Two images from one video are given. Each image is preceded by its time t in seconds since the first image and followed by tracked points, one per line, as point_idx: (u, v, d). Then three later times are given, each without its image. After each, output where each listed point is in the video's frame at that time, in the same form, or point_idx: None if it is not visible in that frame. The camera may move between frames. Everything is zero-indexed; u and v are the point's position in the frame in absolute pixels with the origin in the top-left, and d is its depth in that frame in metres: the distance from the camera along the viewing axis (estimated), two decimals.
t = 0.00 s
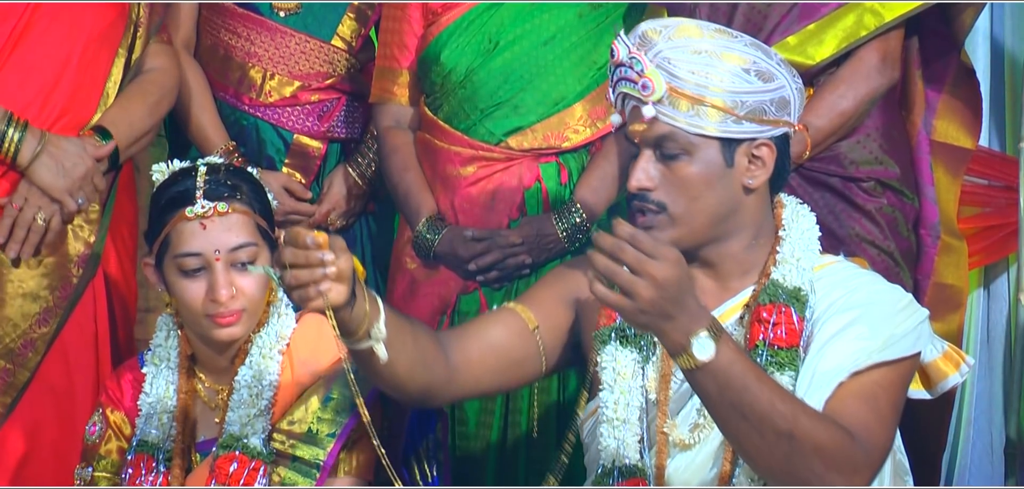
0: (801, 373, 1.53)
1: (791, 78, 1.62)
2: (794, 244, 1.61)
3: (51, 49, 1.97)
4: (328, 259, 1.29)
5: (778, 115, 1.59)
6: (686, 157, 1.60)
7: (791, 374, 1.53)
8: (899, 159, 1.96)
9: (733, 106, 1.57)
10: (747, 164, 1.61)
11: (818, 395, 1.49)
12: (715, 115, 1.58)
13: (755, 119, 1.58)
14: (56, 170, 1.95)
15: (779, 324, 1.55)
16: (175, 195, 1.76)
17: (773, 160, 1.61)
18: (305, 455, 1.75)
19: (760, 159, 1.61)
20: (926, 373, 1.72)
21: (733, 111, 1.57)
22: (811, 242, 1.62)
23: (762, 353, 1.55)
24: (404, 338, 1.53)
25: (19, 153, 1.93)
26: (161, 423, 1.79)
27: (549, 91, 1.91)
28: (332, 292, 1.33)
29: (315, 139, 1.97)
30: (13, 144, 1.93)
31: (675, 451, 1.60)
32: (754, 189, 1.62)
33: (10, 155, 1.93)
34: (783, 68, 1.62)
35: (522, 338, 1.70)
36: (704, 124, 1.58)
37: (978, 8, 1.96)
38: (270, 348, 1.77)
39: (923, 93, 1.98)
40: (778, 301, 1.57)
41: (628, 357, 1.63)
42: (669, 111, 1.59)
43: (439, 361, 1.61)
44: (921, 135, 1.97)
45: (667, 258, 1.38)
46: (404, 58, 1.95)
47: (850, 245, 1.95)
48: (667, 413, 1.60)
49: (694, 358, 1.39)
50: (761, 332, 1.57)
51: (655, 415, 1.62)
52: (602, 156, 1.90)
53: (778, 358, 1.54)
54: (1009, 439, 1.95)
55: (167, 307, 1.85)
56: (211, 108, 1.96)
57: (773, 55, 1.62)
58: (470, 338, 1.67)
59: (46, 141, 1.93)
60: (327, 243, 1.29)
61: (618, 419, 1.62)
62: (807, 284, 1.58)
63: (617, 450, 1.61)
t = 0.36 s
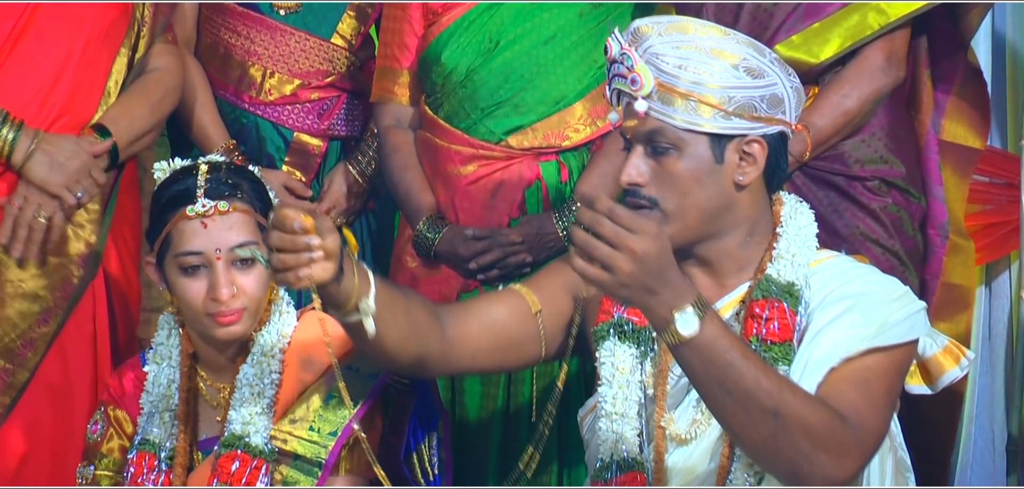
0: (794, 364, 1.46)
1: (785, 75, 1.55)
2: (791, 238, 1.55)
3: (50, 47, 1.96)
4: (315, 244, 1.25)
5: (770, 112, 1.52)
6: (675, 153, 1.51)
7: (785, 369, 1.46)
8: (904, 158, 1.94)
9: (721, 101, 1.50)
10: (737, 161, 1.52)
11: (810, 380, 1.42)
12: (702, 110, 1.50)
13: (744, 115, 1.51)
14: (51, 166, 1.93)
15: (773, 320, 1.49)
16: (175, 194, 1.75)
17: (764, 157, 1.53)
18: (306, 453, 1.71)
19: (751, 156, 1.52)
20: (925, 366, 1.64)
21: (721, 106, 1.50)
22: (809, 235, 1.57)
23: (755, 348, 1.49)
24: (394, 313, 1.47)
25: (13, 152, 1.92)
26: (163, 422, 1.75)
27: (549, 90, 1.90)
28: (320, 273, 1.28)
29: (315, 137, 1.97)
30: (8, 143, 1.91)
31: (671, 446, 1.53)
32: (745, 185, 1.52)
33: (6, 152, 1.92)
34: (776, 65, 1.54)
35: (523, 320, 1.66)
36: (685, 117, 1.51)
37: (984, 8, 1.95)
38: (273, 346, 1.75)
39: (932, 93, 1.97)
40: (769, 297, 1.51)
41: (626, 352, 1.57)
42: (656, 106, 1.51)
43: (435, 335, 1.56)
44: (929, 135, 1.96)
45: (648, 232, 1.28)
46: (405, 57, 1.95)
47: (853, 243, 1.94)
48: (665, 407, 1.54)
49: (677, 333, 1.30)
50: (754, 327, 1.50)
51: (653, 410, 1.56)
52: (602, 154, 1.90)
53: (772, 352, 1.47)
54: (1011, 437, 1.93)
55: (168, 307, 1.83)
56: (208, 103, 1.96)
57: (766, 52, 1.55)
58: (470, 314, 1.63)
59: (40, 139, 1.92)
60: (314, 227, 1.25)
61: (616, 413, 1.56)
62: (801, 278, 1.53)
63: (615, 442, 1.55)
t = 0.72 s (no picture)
0: (789, 350, 1.44)
1: (780, 75, 1.52)
2: (786, 236, 1.52)
3: (51, 49, 1.96)
4: (303, 226, 1.25)
5: (762, 111, 1.49)
6: (666, 153, 1.49)
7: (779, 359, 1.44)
8: (910, 157, 1.93)
9: (710, 101, 1.47)
10: (729, 161, 1.50)
11: (800, 363, 1.42)
12: (692, 110, 1.48)
13: (735, 115, 1.48)
14: (42, 174, 1.93)
15: (763, 318, 1.46)
16: (174, 194, 1.75)
17: (756, 156, 1.50)
18: (307, 452, 1.66)
19: (744, 155, 1.50)
20: (920, 363, 1.63)
21: (712, 106, 1.47)
22: (805, 233, 1.53)
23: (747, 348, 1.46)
24: (389, 280, 1.40)
25: (7, 160, 1.92)
26: (163, 422, 1.74)
27: (549, 89, 1.89)
28: (310, 246, 1.26)
29: (315, 135, 1.97)
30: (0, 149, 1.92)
31: (667, 440, 1.50)
32: (737, 184, 1.50)
33: None
34: (769, 64, 1.51)
35: (523, 296, 1.62)
36: (681, 118, 1.48)
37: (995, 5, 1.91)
38: (273, 345, 1.73)
39: (945, 93, 1.94)
40: (760, 294, 1.48)
41: (623, 345, 1.56)
42: (646, 106, 1.50)
43: (434, 297, 1.50)
44: (940, 135, 1.94)
45: (630, 205, 1.30)
46: (405, 57, 1.94)
47: (858, 242, 1.93)
48: (660, 403, 1.51)
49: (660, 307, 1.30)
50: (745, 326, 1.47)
51: (650, 405, 1.52)
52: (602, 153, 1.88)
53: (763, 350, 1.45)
54: (1014, 436, 1.93)
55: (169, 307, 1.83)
56: (209, 102, 1.96)
57: (761, 51, 1.52)
58: (470, 287, 1.58)
59: (35, 148, 1.93)
60: (305, 210, 1.25)
61: (613, 407, 1.55)
62: (793, 275, 1.50)
63: (611, 436, 1.56)
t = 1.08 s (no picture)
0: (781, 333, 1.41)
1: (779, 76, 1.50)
2: (780, 234, 1.51)
3: (56, 49, 1.95)
4: (282, 202, 1.23)
5: (759, 113, 1.48)
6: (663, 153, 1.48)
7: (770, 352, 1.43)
8: (915, 156, 1.91)
9: (707, 103, 1.46)
10: (725, 162, 1.49)
11: (787, 344, 1.39)
12: (689, 111, 1.47)
13: (730, 117, 1.47)
14: (43, 177, 1.88)
15: (753, 315, 1.44)
16: (172, 198, 1.71)
17: (752, 158, 1.49)
18: (309, 450, 1.64)
19: (739, 158, 1.49)
20: (924, 359, 1.53)
21: (708, 108, 1.46)
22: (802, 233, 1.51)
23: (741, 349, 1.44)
24: (380, 244, 1.36)
25: (8, 162, 1.87)
26: (163, 422, 1.70)
27: (551, 88, 1.88)
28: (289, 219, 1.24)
29: (316, 134, 2.03)
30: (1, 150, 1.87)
31: (664, 435, 1.48)
32: (734, 186, 1.49)
33: None
34: (769, 65, 1.49)
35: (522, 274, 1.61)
36: (678, 119, 1.47)
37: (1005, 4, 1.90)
38: (274, 344, 1.69)
39: (956, 95, 1.93)
40: (748, 290, 1.47)
41: (621, 342, 1.54)
42: (643, 106, 1.49)
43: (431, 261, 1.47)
44: (951, 137, 1.92)
45: (606, 181, 1.27)
46: (407, 57, 1.96)
47: (861, 240, 1.91)
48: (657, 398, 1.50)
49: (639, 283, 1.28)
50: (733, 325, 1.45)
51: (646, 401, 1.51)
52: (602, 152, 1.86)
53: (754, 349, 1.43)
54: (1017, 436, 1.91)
55: (168, 308, 1.79)
56: (213, 103, 2.00)
57: (761, 51, 1.50)
58: (471, 257, 1.57)
59: (36, 150, 1.88)
60: (288, 185, 1.23)
61: (611, 403, 1.54)
62: (785, 272, 1.48)
63: (609, 432, 1.55)
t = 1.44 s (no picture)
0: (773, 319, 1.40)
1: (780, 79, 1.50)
2: (775, 231, 1.50)
3: (63, 50, 1.94)
4: (260, 184, 1.25)
5: (756, 118, 1.47)
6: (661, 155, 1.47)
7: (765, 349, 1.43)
8: (921, 156, 1.90)
9: (706, 107, 1.45)
10: (723, 165, 1.48)
11: (775, 323, 1.39)
12: (688, 115, 1.46)
13: (729, 121, 1.46)
14: (51, 179, 1.88)
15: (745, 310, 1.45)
16: (173, 202, 1.68)
17: (750, 163, 1.48)
18: (313, 449, 1.61)
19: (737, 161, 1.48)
20: (922, 352, 1.52)
21: (707, 112, 1.45)
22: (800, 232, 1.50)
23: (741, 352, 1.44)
24: (364, 212, 1.40)
25: (17, 164, 1.87)
26: (166, 423, 1.68)
27: (555, 87, 1.88)
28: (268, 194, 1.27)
29: (321, 134, 2.03)
30: (9, 152, 1.87)
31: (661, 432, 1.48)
32: (730, 189, 1.48)
33: (8, 163, 1.88)
34: (769, 68, 1.49)
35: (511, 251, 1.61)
36: (677, 122, 1.46)
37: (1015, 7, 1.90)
38: (276, 343, 1.67)
39: (968, 99, 1.91)
40: (738, 287, 1.48)
41: (621, 341, 1.54)
42: (642, 107, 1.48)
43: (418, 231, 1.50)
44: (962, 140, 1.91)
45: (585, 156, 1.33)
46: (411, 56, 1.97)
47: (864, 239, 1.91)
48: (654, 395, 1.49)
49: (617, 257, 1.32)
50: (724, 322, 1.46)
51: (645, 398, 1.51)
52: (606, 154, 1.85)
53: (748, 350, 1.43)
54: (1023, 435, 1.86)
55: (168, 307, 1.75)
56: (218, 103, 2.00)
57: (762, 54, 1.50)
58: (463, 230, 1.57)
59: (45, 152, 1.88)
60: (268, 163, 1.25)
61: (611, 401, 1.53)
62: (776, 268, 1.48)
63: (609, 430, 1.54)
